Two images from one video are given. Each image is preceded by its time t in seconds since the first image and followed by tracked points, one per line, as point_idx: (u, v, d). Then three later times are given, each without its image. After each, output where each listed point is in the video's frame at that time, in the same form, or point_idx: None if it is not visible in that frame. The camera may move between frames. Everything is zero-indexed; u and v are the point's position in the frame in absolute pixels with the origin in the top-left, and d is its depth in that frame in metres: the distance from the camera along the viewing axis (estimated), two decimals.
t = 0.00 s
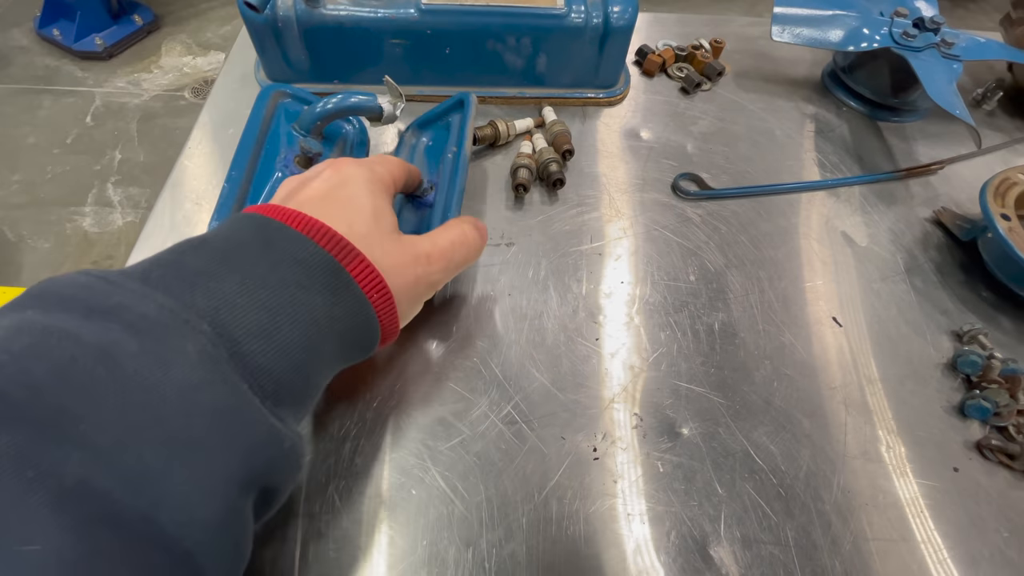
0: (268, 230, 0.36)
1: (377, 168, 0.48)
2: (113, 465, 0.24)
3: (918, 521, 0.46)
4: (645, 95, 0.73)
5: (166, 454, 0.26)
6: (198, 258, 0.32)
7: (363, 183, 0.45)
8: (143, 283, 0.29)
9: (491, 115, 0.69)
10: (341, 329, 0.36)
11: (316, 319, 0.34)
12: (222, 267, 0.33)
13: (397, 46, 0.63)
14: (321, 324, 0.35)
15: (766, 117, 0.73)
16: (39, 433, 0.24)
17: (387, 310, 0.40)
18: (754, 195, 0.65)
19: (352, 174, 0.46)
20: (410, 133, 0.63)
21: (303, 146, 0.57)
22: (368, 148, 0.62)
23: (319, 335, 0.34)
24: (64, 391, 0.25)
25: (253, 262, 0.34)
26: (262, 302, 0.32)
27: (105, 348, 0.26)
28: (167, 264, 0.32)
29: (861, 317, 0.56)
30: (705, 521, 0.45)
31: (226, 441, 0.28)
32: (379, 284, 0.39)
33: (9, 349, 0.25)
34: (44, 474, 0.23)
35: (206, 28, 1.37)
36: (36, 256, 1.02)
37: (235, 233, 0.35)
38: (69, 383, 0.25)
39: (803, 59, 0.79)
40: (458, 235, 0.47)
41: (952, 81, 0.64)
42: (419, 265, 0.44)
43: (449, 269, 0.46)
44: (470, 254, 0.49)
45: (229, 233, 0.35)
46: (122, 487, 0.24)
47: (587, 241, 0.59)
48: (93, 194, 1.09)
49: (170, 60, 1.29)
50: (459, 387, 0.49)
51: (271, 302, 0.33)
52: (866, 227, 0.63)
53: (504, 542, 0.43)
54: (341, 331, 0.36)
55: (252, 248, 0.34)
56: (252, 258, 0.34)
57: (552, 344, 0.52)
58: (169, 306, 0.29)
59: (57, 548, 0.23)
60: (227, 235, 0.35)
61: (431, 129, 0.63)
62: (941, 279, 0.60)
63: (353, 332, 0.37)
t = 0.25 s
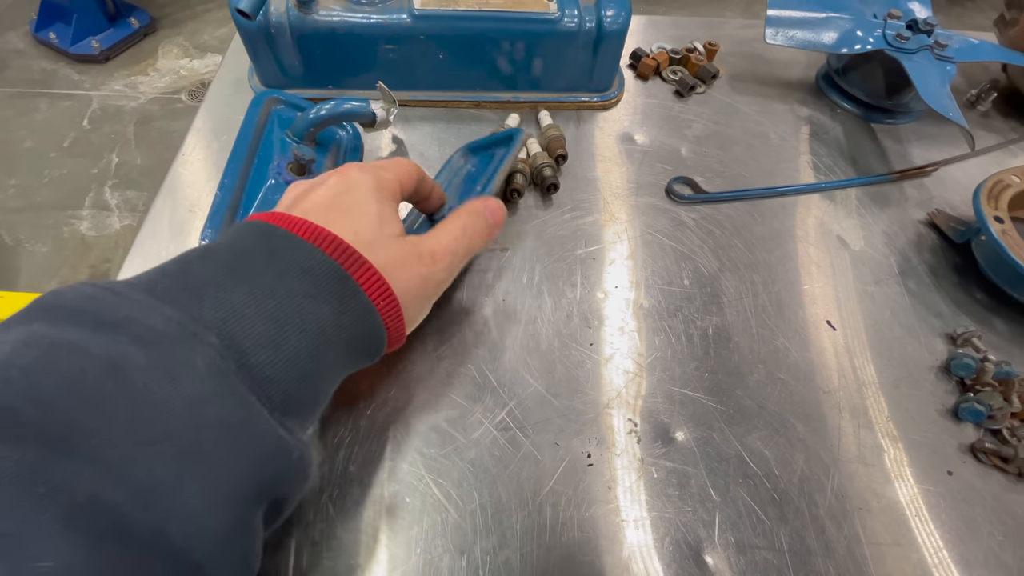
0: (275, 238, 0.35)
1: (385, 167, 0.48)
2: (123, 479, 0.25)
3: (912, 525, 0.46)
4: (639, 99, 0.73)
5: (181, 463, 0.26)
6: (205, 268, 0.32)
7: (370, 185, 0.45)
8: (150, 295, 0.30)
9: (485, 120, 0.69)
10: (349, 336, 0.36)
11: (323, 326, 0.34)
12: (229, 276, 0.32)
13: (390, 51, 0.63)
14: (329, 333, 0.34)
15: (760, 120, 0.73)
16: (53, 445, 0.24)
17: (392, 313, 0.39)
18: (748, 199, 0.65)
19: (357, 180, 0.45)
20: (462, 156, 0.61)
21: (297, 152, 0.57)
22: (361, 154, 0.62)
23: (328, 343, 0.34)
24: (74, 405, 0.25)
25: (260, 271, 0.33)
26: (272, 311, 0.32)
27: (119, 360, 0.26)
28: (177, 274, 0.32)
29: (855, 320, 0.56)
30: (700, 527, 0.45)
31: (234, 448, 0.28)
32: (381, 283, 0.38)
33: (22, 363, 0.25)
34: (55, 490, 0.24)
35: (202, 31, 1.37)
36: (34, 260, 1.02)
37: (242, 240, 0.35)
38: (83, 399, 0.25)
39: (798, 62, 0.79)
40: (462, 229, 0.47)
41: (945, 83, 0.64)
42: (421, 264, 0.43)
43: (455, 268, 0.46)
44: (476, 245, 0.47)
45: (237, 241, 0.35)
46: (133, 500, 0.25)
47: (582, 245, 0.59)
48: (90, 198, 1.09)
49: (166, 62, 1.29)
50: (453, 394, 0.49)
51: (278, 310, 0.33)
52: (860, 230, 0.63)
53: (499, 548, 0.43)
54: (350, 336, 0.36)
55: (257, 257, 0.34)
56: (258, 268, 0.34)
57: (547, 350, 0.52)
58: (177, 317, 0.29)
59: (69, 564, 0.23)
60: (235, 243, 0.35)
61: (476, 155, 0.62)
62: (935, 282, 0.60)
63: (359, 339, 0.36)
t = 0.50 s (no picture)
0: (254, 232, 0.34)
1: (390, 172, 0.47)
2: (75, 486, 0.24)
3: (914, 525, 0.46)
4: (638, 98, 0.73)
5: (141, 469, 0.25)
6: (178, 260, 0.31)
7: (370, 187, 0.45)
8: (117, 289, 0.28)
9: (485, 120, 0.69)
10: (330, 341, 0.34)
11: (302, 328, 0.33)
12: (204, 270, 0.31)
13: (388, 52, 0.63)
14: (309, 331, 0.33)
15: (759, 119, 0.73)
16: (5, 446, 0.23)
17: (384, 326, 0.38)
18: (748, 198, 0.65)
19: (356, 179, 0.45)
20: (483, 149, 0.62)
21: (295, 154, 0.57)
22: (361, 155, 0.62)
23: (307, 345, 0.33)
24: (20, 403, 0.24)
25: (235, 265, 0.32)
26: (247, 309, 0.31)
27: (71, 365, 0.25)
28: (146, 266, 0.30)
29: (855, 319, 0.56)
30: (701, 528, 0.45)
31: (197, 451, 0.26)
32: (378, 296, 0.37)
33: None
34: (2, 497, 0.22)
35: (201, 32, 1.37)
36: (33, 263, 1.02)
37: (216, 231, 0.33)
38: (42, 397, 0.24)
39: (797, 60, 0.79)
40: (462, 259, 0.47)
41: (945, 82, 0.64)
42: (413, 279, 0.43)
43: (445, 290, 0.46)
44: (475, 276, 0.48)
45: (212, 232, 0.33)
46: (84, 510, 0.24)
47: (581, 246, 0.59)
48: (89, 200, 1.09)
49: (165, 64, 1.29)
50: (454, 396, 0.49)
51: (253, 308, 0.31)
52: (860, 229, 0.63)
53: (500, 550, 0.43)
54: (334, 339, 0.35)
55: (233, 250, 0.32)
56: (234, 261, 0.32)
57: (548, 351, 0.52)
58: (144, 313, 0.27)
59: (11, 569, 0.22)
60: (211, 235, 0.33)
61: (499, 157, 0.62)
62: (936, 281, 0.60)
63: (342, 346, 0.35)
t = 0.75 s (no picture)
0: (291, 316, 0.33)
1: (413, 223, 0.43)
2: None
3: (914, 522, 0.46)
4: (637, 97, 0.73)
5: None
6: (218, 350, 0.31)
7: (399, 245, 0.41)
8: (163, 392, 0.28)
9: (484, 119, 0.69)
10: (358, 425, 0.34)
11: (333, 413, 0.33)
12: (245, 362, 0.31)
13: (387, 50, 0.63)
14: (335, 423, 0.33)
15: (759, 117, 0.73)
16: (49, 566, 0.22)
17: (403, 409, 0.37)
18: (747, 195, 0.65)
19: (383, 238, 0.40)
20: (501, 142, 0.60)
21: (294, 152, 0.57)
22: (359, 154, 0.63)
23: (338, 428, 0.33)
24: (63, 509, 0.23)
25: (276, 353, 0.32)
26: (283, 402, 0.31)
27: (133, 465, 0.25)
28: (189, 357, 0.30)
29: (855, 316, 0.56)
30: (701, 526, 0.45)
31: (234, 556, 0.27)
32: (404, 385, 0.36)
33: (22, 456, 0.24)
34: None
35: (200, 32, 1.37)
36: (33, 263, 1.02)
37: (257, 316, 0.33)
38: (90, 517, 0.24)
39: (796, 58, 0.79)
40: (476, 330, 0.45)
41: (944, 79, 0.64)
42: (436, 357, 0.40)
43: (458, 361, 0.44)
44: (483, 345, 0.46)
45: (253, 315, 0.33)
46: None
47: (580, 244, 0.59)
48: (88, 201, 1.09)
49: (164, 64, 1.29)
50: (453, 394, 0.49)
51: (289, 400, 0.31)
52: (859, 226, 0.63)
53: (500, 548, 0.43)
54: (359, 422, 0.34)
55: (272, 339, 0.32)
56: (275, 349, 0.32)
57: (547, 349, 0.52)
58: (188, 416, 0.27)
59: None
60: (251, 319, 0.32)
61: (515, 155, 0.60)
62: (935, 278, 0.60)
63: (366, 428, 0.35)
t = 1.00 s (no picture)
0: (211, 387, 0.31)
1: (364, 267, 0.40)
2: None
3: (915, 518, 0.46)
4: (637, 95, 0.73)
5: None
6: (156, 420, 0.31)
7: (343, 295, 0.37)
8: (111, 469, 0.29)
9: (484, 117, 0.69)
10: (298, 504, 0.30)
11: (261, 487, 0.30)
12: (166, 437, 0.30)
13: (387, 49, 0.63)
14: (281, 497, 0.30)
15: (759, 115, 0.73)
16: None
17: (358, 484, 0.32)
18: (747, 193, 0.65)
19: (310, 290, 0.37)
20: (508, 131, 0.52)
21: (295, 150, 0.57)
22: (360, 153, 0.63)
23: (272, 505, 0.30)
24: None
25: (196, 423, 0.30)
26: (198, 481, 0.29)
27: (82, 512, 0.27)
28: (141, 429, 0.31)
29: (855, 313, 0.56)
30: (702, 521, 0.45)
31: None
32: (342, 459, 0.31)
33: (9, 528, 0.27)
34: None
35: (201, 33, 1.37)
36: (34, 263, 1.02)
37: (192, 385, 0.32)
38: None
39: (796, 57, 0.79)
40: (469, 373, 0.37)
41: (943, 76, 0.64)
42: (397, 421, 0.33)
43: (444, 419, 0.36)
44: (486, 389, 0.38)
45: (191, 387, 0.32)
46: None
47: (581, 241, 0.59)
48: (89, 201, 1.09)
49: (164, 65, 1.29)
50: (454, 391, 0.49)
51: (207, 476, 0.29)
52: (859, 224, 0.63)
53: (501, 545, 0.43)
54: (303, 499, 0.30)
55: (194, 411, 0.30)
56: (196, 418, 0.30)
57: (547, 347, 0.52)
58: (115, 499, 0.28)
59: None
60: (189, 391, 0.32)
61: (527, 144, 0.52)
62: (935, 275, 0.60)
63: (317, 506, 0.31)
